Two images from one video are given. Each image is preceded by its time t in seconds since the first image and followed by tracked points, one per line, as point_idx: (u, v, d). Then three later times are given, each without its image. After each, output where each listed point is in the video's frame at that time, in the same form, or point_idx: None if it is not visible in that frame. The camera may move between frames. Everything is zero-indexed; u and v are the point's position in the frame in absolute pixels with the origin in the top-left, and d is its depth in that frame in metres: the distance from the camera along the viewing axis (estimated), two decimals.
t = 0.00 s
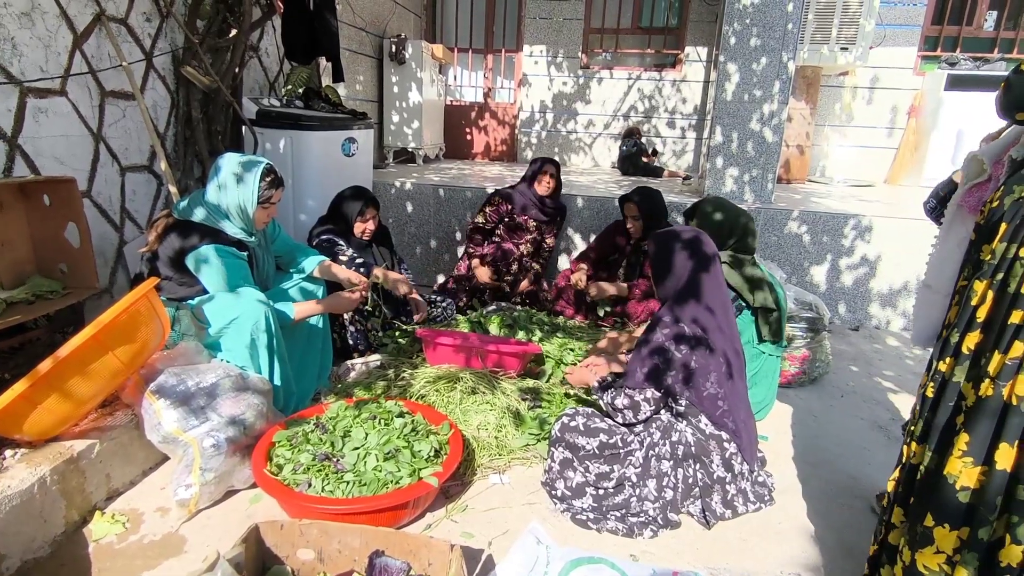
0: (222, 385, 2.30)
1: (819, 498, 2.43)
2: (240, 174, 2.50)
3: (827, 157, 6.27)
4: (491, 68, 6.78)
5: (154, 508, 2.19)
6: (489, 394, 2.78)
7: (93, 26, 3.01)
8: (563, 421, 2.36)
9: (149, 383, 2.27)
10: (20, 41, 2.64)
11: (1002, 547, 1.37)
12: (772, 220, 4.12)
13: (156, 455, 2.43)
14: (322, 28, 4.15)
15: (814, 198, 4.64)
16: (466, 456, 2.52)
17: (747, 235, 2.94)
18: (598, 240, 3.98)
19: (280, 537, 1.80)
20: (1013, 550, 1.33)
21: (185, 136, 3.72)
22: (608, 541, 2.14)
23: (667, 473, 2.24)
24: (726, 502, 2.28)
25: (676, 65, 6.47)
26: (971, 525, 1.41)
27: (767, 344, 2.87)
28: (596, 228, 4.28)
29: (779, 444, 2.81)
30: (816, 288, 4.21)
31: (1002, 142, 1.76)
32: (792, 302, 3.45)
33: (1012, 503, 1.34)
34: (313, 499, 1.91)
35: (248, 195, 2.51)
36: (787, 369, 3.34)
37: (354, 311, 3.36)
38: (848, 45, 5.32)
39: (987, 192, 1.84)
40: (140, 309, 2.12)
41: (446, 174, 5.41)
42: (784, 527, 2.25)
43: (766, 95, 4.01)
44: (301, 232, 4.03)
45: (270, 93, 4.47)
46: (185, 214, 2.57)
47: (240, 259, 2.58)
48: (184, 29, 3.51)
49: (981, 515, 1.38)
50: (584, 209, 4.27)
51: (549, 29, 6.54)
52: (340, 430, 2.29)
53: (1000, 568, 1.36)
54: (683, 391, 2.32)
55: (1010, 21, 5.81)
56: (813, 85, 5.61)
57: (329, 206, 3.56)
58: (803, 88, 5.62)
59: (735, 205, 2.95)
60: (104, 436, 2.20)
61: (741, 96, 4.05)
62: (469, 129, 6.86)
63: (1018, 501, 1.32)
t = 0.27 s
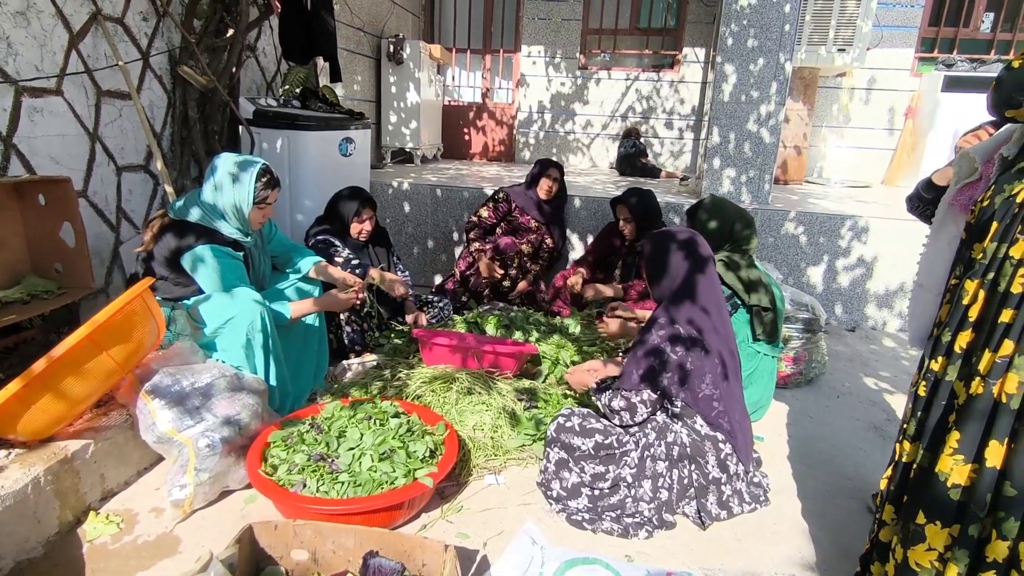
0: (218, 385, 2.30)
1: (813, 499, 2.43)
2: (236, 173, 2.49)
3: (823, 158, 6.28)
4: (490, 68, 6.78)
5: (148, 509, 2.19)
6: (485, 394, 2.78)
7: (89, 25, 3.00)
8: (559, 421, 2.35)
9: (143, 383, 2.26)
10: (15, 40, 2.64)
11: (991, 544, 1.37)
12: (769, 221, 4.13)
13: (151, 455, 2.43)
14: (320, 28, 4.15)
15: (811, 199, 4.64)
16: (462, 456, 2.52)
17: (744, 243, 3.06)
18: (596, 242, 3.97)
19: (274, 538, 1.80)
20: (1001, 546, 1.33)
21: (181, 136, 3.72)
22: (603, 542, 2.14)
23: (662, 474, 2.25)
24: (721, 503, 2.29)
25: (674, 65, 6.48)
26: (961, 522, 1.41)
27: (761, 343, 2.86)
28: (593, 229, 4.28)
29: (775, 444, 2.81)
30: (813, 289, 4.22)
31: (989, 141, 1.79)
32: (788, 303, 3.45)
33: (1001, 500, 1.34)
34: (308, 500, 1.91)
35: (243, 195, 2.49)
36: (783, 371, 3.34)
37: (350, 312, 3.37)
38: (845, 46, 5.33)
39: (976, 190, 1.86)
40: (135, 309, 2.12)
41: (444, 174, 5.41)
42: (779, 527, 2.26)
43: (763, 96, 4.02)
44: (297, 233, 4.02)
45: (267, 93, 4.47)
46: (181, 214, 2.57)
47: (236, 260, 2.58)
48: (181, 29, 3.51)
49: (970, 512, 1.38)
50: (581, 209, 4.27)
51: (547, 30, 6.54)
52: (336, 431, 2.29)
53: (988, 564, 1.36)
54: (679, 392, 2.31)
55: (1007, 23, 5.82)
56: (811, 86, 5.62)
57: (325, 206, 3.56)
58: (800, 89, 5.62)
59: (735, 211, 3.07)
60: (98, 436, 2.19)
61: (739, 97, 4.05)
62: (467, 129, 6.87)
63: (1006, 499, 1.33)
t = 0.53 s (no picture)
0: (216, 385, 2.30)
1: (811, 498, 2.44)
2: (235, 173, 2.49)
3: (821, 159, 6.29)
4: (488, 68, 6.77)
5: (147, 508, 2.19)
6: (484, 394, 2.78)
7: (87, 25, 3.00)
8: (557, 421, 2.35)
9: (141, 383, 2.26)
10: (13, 40, 2.64)
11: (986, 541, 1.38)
12: (767, 222, 4.13)
13: (150, 455, 2.43)
14: (318, 28, 4.15)
15: (809, 200, 4.65)
16: (460, 456, 2.53)
17: (741, 246, 3.08)
18: (593, 242, 3.98)
19: (273, 538, 1.80)
20: (997, 543, 1.34)
21: (179, 135, 3.72)
22: (601, 542, 2.14)
23: (660, 474, 2.24)
24: (719, 503, 2.29)
25: (673, 66, 6.48)
26: (955, 518, 1.42)
27: (758, 342, 2.87)
28: (591, 230, 4.29)
29: (773, 445, 2.82)
30: (811, 290, 4.22)
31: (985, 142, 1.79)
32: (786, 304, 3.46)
33: (996, 498, 1.35)
34: (306, 500, 1.91)
35: (242, 195, 2.49)
36: (780, 371, 3.35)
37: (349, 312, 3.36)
38: (843, 47, 5.33)
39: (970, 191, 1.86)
40: (133, 309, 2.12)
41: (442, 174, 5.42)
42: (777, 526, 2.27)
43: (762, 97, 4.03)
44: (295, 232, 4.02)
45: (265, 93, 4.46)
46: (180, 214, 2.57)
47: (234, 262, 2.57)
48: (180, 28, 3.50)
49: (964, 508, 1.39)
50: (579, 210, 4.27)
51: (545, 30, 6.54)
52: (334, 431, 2.29)
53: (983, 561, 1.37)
54: (677, 392, 2.31)
55: (1004, 25, 5.84)
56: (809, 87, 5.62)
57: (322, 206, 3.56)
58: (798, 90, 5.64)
59: (733, 215, 3.10)
60: (96, 436, 2.19)
61: (737, 98, 4.05)
62: (466, 129, 6.89)
63: (1002, 497, 1.33)
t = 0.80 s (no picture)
0: (216, 385, 2.29)
1: (810, 498, 2.44)
2: (235, 173, 2.48)
3: (820, 159, 6.28)
4: (488, 68, 6.77)
5: (145, 509, 2.19)
6: (483, 395, 2.78)
7: (86, 24, 3.00)
8: (557, 421, 2.35)
9: (141, 382, 2.26)
10: (12, 39, 2.63)
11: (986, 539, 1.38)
12: (767, 222, 4.14)
13: (149, 455, 2.42)
14: (317, 28, 4.15)
15: (808, 200, 4.65)
16: (460, 456, 2.52)
17: (739, 248, 3.07)
18: (592, 242, 3.97)
19: (272, 538, 1.79)
20: (999, 542, 1.33)
21: (178, 135, 3.71)
22: (601, 542, 2.14)
23: (660, 474, 2.24)
24: (719, 504, 2.29)
25: (672, 66, 6.48)
26: (955, 515, 1.42)
27: (756, 341, 2.87)
28: (590, 230, 4.29)
29: (772, 445, 2.81)
30: (810, 290, 4.22)
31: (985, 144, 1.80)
32: (786, 304, 3.46)
33: (997, 496, 1.34)
34: (306, 500, 1.90)
35: (244, 195, 2.48)
36: (780, 372, 3.35)
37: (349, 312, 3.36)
38: (842, 48, 5.33)
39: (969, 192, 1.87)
40: (132, 308, 2.11)
41: (442, 174, 5.41)
42: (776, 526, 2.27)
43: (761, 98, 4.03)
44: (294, 232, 4.02)
45: (264, 93, 4.46)
46: (179, 214, 2.56)
47: (235, 263, 2.57)
48: (178, 28, 3.50)
49: (964, 506, 1.39)
50: (579, 210, 4.27)
51: (545, 30, 6.54)
52: (334, 431, 2.28)
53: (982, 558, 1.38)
54: (677, 392, 2.31)
55: (1003, 25, 5.85)
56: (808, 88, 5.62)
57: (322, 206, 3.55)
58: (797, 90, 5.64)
59: (732, 218, 3.10)
60: (95, 436, 2.19)
61: (736, 98, 4.05)
62: (465, 129, 6.89)
63: (1002, 495, 1.33)
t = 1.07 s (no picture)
0: (216, 386, 2.29)
1: (811, 499, 2.44)
2: (238, 176, 2.49)
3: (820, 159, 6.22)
4: (487, 69, 6.77)
5: (146, 510, 2.18)
6: (484, 395, 2.77)
7: (86, 24, 2.99)
8: (558, 422, 2.35)
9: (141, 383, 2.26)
10: (12, 39, 2.63)
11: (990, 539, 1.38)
12: (767, 222, 4.14)
13: (149, 456, 2.42)
14: (318, 29, 4.15)
15: (808, 200, 4.65)
16: (461, 457, 2.52)
17: (739, 249, 3.07)
18: (593, 242, 3.97)
19: (273, 538, 1.79)
20: (1003, 542, 1.33)
21: (178, 135, 3.71)
22: (603, 543, 2.14)
23: (662, 475, 2.24)
24: (721, 505, 2.28)
25: (672, 67, 6.48)
26: (957, 514, 1.42)
27: (757, 342, 2.87)
28: (591, 230, 4.29)
29: (773, 445, 2.82)
30: (810, 290, 4.22)
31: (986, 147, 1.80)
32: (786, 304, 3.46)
33: (1000, 496, 1.34)
34: (307, 501, 1.90)
35: (255, 200, 2.47)
36: (780, 373, 3.35)
37: (349, 312, 3.38)
38: (842, 48, 5.33)
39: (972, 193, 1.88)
40: (133, 309, 2.11)
41: (442, 174, 5.41)
42: (777, 527, 2.27)
43: (761, 98, 4.02)
44: (294, 232, 4.01)
45: (264, 93, 4.45)
46: (181, 216, 2.55)
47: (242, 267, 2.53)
48: (179, 28, 3.50)
49: (966, 506, 1.39)
50: (579, 210, 4.27)
51: (544, 30, 6.53)
52: (335, 432, 2.28)
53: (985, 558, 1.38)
54: (679, 393, 2.31)
55: (1002, 26, 5.86)
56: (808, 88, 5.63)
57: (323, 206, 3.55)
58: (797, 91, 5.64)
59: (731, 218, 3.10)
60: (96, 437, 2.18)
61: (737, 99, 4.05)
62: (465, 129, 6.89)
63: (1005, 495, 1.33)
